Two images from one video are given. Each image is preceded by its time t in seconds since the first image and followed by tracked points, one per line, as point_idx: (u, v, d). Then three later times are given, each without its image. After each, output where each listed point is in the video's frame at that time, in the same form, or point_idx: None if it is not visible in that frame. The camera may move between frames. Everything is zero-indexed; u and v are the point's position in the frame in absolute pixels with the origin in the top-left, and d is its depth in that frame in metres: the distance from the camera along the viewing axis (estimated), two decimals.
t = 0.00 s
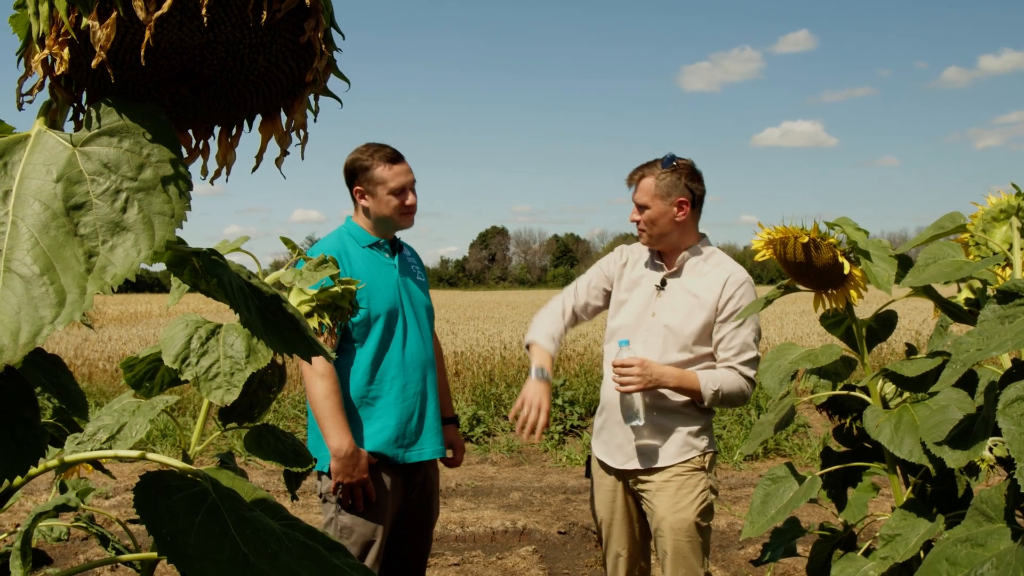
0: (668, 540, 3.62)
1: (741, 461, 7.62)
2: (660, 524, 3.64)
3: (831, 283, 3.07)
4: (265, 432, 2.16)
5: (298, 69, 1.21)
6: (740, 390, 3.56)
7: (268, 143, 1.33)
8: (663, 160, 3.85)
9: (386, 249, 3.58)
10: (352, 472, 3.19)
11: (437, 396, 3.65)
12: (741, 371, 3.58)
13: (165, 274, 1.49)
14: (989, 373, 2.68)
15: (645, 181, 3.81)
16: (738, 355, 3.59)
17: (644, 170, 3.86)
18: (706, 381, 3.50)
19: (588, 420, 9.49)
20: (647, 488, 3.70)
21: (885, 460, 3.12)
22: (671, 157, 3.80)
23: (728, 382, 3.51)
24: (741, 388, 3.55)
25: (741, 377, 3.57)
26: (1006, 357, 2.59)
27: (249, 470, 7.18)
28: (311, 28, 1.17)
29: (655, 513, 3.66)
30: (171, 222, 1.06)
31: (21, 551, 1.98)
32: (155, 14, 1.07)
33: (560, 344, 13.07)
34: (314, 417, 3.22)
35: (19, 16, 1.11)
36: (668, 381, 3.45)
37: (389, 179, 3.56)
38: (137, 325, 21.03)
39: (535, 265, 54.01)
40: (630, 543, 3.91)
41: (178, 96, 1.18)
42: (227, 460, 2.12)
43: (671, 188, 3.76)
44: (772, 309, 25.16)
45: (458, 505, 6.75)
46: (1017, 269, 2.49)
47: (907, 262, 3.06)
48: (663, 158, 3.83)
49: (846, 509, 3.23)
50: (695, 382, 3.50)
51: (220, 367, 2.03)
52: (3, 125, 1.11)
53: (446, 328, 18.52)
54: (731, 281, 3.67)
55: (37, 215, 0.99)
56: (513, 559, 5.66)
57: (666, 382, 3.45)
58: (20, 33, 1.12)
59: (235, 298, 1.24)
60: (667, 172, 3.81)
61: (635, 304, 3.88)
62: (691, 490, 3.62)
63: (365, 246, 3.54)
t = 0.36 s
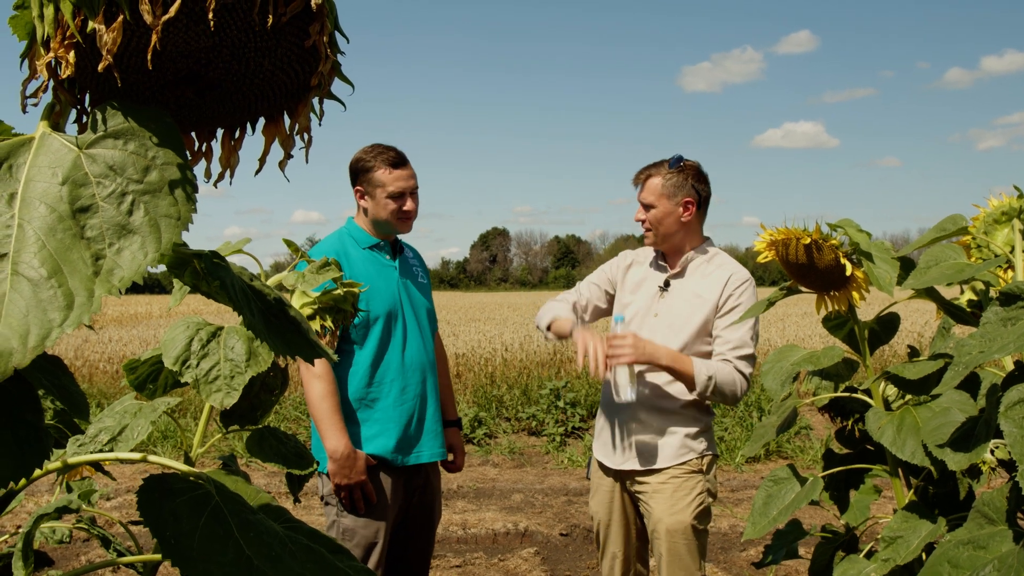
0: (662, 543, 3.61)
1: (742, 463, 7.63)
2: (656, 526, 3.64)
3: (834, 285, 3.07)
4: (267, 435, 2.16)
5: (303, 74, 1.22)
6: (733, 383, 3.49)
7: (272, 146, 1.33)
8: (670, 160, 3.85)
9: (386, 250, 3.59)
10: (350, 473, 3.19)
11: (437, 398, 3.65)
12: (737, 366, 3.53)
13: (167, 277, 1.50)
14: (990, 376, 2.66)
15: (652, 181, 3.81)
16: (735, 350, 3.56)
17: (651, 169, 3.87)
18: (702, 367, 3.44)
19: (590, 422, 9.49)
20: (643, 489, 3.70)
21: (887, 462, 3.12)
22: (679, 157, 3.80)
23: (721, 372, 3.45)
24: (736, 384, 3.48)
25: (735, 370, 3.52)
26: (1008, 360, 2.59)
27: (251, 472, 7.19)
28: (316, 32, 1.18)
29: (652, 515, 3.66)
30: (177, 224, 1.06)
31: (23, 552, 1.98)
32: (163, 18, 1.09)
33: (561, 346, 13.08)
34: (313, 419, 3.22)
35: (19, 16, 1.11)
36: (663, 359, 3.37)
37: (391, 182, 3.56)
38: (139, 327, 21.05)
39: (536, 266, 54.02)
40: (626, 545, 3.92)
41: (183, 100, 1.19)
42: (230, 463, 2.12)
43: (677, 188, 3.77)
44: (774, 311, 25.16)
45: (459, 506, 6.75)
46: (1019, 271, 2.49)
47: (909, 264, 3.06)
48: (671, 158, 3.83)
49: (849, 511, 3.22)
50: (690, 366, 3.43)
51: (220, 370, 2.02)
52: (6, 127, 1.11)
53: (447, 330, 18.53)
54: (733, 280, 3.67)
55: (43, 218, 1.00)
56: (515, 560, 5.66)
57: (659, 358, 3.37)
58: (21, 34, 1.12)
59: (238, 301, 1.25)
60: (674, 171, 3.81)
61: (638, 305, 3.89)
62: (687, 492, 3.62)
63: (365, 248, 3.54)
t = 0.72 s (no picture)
0: (665, 543, 3.62)
1: (739, 461, 7.63)
2: (657, 527, 3.63)
3: (832, 283, 3.07)
4: (261, 430, 2.15)
5: (307, 68, 1.21)
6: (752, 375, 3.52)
7: (273, 141, 1.33)
8: (656, 157, 3.87)
9: (377, 247, 3.58)
10: (346, 472, 3.19)
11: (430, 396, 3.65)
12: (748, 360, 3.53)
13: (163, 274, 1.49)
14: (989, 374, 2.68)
15: (639, 177, 3.83)
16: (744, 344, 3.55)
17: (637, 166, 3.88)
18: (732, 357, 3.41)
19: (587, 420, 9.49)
20: (644, 491, 3.69)
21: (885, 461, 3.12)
22: (666, 153, 3.82)
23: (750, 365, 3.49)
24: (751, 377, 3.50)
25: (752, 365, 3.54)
26: (1007, 359, 2.60)
27: (248, 468, 7.18)
28: (321, 27, 1.17)
29: (653, 516, 3.65)
30: (178, 220, 1.06)
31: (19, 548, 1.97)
32: (166, 12, 1.07)
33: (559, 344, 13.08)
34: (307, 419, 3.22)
35: (16, 9, 1.11)
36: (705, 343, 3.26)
37: (388, 176, 3.56)
38: (135, 324, 21.02)
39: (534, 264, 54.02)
40: (626, 543, 3.93)
41: (185, 94, 1.18)
42: (227, 459, 2.11)
43: (664, 184, 3.79)
44: (771, 310, 25.19)
45: (457, 503, 6.75)
46: (1018, 270, 2.50)
47: (907, 263, 3.06)
48: (657, 155, 3.85)
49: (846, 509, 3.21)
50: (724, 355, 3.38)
51: (213, 365, 2.02)
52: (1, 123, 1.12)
53: (444, 327, 18.52)
54: (725, 276, 3.67)
55: (43, 212, 0.99)
56: (512, 557, 5.66)
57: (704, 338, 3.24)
58: (18, 26, 1.12)
59: (236, 298, 1.25)
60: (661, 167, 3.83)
61: (628, 306, 3.89)
62: (687, 493, 3.61)
63: (356, 245, 3.54)
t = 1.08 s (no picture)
0: (656, 540, 3.61)
1: (733, 458, 7.63)
2: (648, 523, 3.63)
3: (826, 280, 3.06)
4: (254, 425, 2.13)
5: (289, 57, 1.19)
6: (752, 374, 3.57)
7: (258, 133, 1.31)
8: (622, 157, 3.87)
9: (365, 243, 3.55)
10: (344, 465, 3.17)
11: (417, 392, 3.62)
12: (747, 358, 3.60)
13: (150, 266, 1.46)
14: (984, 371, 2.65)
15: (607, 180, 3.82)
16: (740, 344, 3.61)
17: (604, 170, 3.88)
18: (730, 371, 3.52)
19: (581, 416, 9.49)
20: (635, 487, 3.68)
21: (878, 458, 3.11)
22: (630, 153, 3.83)
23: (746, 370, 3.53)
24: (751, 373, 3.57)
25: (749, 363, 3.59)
26: (1000, 356, 2.59)
27: (241, 463, 7.17)
28: (302, 15, 1.15)
29: (644, 512, 3.65)
30: (158, 210, 1.04)
31: (7, 544, 1.95)
32: None
33: (554, 340, 13.08)
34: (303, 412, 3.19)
35: None
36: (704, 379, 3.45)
37: (383, 168, 3.56)
38: (129, 318, 20.96)
39: (529, 259, 54.00)
40: (619, 540, 3.91)
41: (167, 84, 1.17)
42: (215, 453, 2.09)
43: (633, 184, 3.78)
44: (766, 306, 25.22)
45: (450, 498, 6.74)
46: (1011, 267, 2.49)
47: (901, 260, 3.05)
48: (621, 156, 3.85)
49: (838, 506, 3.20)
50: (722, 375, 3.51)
51: (207, 360, 2.00)
52: None
53: (439, 322, 18.51)
54: (708, 273, 3.64)
55: (21, 202, 0.97)
56: (505, 553, 5.66)
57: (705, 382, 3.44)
58: (2, 16, 1.09)
59: (222, 290, 1.23)
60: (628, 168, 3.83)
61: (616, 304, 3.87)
62: (677, 489, 3.59)
63: (344, 239, 3.51)
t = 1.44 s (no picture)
0: (654, 536, 3.62)
1: (728, 453, 7.64)
2: (646, 520, 3.63)
3: (822, 275, 3.07)
4: (251, 419, 2.13)
5: (284, 49, 1.19)
6: (713, 369, 3.49)
7: (254, 125, 1.30)
8: (629, 149, 3.83)
9: (355, 238, 3.54)
10: (327, 463, 3.17)
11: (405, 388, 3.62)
12: (715, 354, 3.53)
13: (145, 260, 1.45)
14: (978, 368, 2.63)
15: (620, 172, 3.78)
16: (711, 338, 3.56)
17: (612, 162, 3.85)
18: (684, 358, 3.45)
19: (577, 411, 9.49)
20: (633, 483, 3.68)
21: (874, 453, 3.12)
22: (639, 145, 3.80)
23: (705, 362, 3.47)
24: (716, 371, 3.50)
25: (717, 358, 3.53)
26: (996, 351, 2.59)
27: (237, 458, 7.16)
28: (298, 7, 1.15)
29: (642, 508, 3.65)
30: (152, 202, 1.03)
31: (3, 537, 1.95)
32: None
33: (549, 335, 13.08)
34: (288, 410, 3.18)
35: None
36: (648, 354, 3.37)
37: (371, 160, 3.54)
38: (125, 312, 20.91)
39: (526, 255, 53.99)
40: (616, 536, 3.92)
41: (161, 76, 1.15)
42: (210, 446, 2.08)
43: (647, 174, 3.75)
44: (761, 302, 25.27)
45: (446, 493, 6.74)
46: (1008, 263, 2.49)
47: (899, 255, 3.05)
48: (629, 147, 3.82)
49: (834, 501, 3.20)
50: (673, 359, 3.44)
51: (204, 353, 2.00)
52: None
53: (435, 317, 18.51)
54: (707, 265, 3.65)
55: (14, 193, 0.96)
56: (500, 548, 5.67)
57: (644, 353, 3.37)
58: None
59: (219, 283, 1.21)
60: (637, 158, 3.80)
61: (610, 297, 3.89)
62: (676, 485, 3.60)
63: (335, 234, 3.50)
